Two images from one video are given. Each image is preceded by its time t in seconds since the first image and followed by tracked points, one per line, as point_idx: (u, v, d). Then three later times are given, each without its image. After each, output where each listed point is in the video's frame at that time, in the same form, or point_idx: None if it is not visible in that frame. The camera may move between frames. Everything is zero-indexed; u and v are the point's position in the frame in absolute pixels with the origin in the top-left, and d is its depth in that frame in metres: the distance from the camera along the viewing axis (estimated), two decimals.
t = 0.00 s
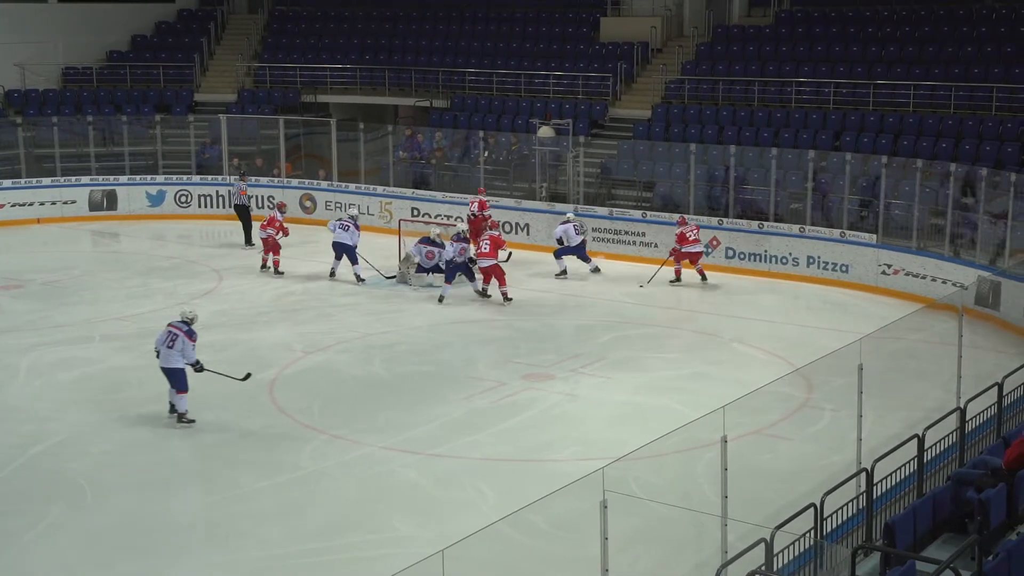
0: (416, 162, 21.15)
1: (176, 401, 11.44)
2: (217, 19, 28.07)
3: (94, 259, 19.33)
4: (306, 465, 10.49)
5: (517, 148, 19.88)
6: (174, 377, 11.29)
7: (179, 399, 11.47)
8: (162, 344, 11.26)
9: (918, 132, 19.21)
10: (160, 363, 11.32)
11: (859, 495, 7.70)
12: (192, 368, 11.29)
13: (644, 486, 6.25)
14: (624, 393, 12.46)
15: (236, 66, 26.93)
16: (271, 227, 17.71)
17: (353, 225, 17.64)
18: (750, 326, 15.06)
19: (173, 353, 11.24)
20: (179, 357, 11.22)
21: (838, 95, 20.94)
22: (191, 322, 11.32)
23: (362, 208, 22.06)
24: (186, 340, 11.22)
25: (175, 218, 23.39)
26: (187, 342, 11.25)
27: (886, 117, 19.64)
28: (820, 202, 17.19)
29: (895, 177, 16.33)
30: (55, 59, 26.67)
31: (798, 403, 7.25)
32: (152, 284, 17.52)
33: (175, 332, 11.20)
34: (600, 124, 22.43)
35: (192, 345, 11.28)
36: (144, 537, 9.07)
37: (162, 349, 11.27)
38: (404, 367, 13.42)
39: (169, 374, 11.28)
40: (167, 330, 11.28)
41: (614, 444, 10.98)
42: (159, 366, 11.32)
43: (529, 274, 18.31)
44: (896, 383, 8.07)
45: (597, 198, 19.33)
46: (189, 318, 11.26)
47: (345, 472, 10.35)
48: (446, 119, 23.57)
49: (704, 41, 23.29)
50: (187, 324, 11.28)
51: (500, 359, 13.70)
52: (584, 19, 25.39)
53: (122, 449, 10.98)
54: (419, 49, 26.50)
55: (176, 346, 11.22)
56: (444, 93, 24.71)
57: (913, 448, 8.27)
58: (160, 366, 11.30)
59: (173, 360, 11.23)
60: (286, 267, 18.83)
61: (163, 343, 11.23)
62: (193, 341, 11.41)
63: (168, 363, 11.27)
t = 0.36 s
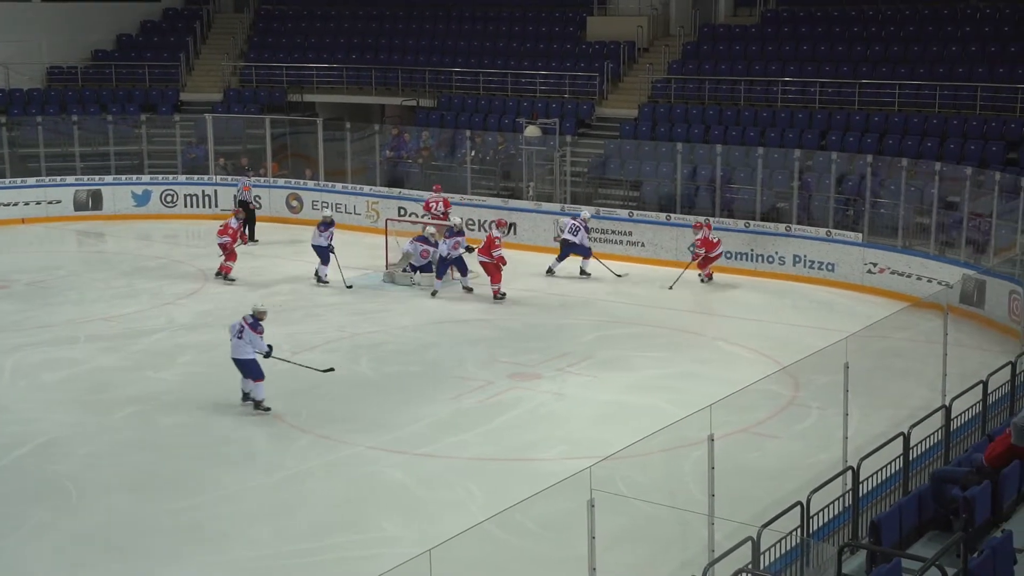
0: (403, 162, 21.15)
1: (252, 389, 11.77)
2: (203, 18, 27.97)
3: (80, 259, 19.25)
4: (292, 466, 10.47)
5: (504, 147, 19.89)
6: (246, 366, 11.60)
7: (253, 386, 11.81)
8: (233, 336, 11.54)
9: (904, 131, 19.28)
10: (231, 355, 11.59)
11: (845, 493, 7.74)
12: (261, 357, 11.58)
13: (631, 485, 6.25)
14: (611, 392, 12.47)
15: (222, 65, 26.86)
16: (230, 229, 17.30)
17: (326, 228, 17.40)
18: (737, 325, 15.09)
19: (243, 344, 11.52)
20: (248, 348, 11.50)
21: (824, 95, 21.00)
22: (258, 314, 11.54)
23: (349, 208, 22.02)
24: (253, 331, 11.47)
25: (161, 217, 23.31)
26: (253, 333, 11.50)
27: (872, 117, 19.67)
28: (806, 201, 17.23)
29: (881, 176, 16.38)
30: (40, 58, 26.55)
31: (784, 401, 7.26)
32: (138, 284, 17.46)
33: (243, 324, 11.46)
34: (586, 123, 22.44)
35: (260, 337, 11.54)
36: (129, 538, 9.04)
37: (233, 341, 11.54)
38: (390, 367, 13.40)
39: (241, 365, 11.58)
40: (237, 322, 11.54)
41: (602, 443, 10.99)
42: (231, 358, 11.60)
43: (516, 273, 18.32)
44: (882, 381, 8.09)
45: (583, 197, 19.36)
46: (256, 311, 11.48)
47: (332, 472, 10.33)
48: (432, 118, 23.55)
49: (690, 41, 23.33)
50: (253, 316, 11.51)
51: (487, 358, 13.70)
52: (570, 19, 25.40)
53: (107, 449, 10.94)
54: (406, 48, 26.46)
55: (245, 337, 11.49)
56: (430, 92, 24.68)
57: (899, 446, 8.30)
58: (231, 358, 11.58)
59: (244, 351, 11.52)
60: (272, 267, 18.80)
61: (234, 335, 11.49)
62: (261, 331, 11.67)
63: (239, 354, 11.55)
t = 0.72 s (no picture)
0: (384, 161, 21.13)
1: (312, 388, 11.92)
2: (181, 17, 27.85)
3: (58, 259, 19.15)
4: (274, 466, 10.44)
5: (485, 147, 19.89)
6: (304, 369, 11.74)
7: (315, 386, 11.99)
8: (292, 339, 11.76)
9: (883, 130, 19.39)
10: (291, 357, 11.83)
11: (825, 491, 7.79)
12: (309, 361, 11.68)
13: (613, 484, 6.26)
14: (592, 391, 12.50)
15: (201, 65, 26.76)
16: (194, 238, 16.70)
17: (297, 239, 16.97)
18: (717, 324, 15.13)
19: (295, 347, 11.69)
20: (299, 352, 11.61)
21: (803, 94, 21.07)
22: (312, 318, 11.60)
23: (329, 207, 21.97)
24: (302, 336, 11.55)
25: (140, 217, 23.19)
26: (303, 337, 11.57)
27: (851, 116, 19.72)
28: (787, 200, 17.28)
29: (860, 176, 16.45)
30: (16, 58, 26.39)
31: (765, 400, 7.28)
32: (117, 285, 17.38)
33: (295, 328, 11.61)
34: (567, 123, 22.45)
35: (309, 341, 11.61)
36: (109, 539, 9.00)
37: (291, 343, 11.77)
38: (372, 367, 13.38)
39: (298, 367, 11.73)
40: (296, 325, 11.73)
41: (583, 442, 11.01)
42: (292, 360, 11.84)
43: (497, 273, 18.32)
44: (861, 379, 8.12)
45: (564, 196, 19.37)
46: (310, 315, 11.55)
47: (313, 472, 10.31)
48: (413, 118, 23.51)
49: (670, 40, 23.38)
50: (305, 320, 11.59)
51: (468, 358, 13.70)
52: (551, 19, 25.41)
53: (87, 451, 10.88)
54: (386, 47, 26.41)
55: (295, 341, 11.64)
56: (411, 92, 24.64)
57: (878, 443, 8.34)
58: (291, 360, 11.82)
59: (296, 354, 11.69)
60: (253, 267, 18.74)
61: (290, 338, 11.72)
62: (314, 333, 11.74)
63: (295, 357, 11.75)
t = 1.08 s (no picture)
0: (364, 160, 21.10)
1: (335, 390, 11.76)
2: (160, 15, 27.72)
3: (36, 259, 19.03)
4: (254, 465, 10.41)
5: (465, 145, 19.88)
6: (328, 369, 11.60)
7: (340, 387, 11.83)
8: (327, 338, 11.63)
9: (861, 128, 19.47)
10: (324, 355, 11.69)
11: (805, 488, 7.85)
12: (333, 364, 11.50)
13: (593, 482, 6.27)
14: (573, 389, 12.51)
15: (179, 63, 26.65)
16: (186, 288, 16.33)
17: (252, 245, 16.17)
18: (697, 321, 15.18)
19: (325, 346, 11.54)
20: (324, 351, 11.48)
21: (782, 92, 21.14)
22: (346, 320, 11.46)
23: (309, 206, 21.91)
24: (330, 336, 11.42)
25: (118, 216, 23.07)
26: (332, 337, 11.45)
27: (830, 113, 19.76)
28: (766, 198, 17.34)
29: (839, 173, 16.53)
30: None
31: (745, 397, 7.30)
32: (96, 284, 17.29)
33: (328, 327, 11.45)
34: (547, 121, 22.44)
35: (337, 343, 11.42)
36: (87, 540, 8.95)
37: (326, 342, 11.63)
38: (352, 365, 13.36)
39: (323, 366, 11.61)
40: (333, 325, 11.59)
41: (564, 440, 11.02)
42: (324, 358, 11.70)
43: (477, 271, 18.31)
44: (841, 377, 8.15)
45: (545, 194, 19.38)
46: (345, 316, 11.41)
47: (293, 471, 10.28)
48: (393, 116, 23.47)
49: (650, 39, 23.42)
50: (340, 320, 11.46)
51: (449, 356, 13.69)
52: (531, 17, 25.40)
53: (65, 451, 10.83)
54: (366, 45, 26.34)
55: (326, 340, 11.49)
56: (390, 90, 24.61)
57: (858, 440, 8.39)
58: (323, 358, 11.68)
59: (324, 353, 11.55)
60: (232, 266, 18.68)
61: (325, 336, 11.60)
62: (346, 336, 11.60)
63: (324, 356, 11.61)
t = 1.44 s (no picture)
0: (351, 153, 21.07)
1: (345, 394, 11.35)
2: (146, 8, 27.64)
3: (22, 252, 18.96)
4: (242, 459, 10.40)
5: (452, 138, 19.85)
6: (341, 371, 11.18)
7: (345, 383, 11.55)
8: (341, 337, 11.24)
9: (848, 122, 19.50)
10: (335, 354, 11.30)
11: (792, 481, 7.81)
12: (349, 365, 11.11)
13: (581, 475, 6.29)
14: (560, 383, 12.52)
15: (166, 56, 26.58)
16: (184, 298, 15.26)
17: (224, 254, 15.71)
18: (685, 315, 15.21)
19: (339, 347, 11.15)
20: (342, 353, 11.05)
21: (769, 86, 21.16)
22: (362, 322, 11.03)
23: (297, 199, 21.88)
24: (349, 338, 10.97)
25: (105, 210, 23.00)
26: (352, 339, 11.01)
27: (817, 107, 19.80)
28: (754, 192, 17.38)
29: (826, 167, 16.58)
30: None
31: (733, 391, 7.32)
32: (82, 278, 17.24)
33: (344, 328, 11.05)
34: (535, 115, 22.45)
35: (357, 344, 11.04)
36: (74, 535, 8.93)
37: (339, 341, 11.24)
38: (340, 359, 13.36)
39: (337, 368, 11.17)
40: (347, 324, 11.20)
41: (552, 433, 11.04)
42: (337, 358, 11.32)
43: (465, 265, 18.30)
44: (828, 370, 8.20)
45: (532, 188, 19.38)
46: (361, 317, 10.97)
47: (281, 465, 10.27)
48: (381, 110, 23.42)
49: (638, 32, 23.43)
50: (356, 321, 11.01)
51: (437, 350, 13.70)
52: (519, 10, 25.37)
53: (52, 445, 10.80)
54: (353, 39, 26.29)
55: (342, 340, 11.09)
56: (378, 83, 24.58)
57: (844, 434, 8.40)
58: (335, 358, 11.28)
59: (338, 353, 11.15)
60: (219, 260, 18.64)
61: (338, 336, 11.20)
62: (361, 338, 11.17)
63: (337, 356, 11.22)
